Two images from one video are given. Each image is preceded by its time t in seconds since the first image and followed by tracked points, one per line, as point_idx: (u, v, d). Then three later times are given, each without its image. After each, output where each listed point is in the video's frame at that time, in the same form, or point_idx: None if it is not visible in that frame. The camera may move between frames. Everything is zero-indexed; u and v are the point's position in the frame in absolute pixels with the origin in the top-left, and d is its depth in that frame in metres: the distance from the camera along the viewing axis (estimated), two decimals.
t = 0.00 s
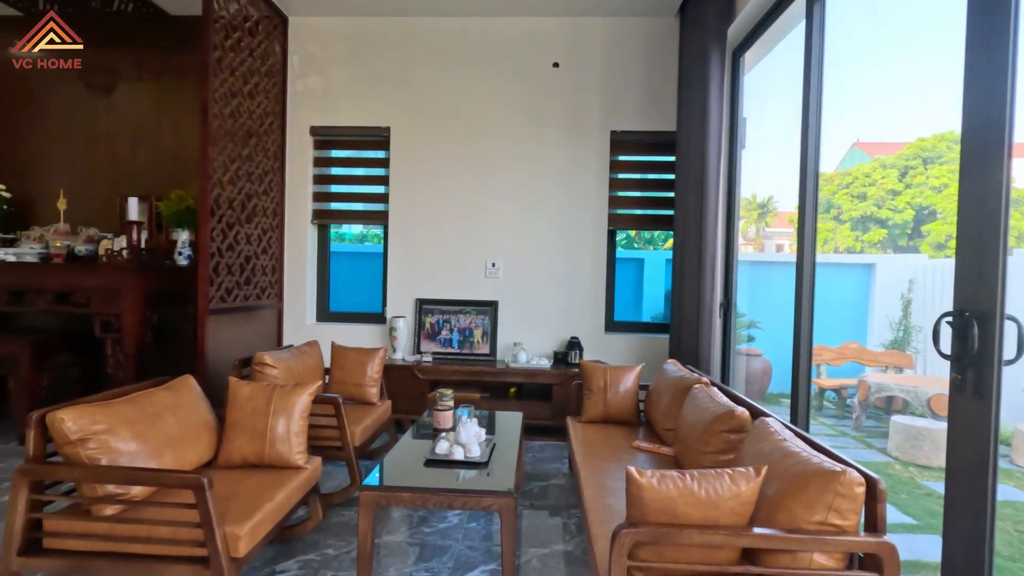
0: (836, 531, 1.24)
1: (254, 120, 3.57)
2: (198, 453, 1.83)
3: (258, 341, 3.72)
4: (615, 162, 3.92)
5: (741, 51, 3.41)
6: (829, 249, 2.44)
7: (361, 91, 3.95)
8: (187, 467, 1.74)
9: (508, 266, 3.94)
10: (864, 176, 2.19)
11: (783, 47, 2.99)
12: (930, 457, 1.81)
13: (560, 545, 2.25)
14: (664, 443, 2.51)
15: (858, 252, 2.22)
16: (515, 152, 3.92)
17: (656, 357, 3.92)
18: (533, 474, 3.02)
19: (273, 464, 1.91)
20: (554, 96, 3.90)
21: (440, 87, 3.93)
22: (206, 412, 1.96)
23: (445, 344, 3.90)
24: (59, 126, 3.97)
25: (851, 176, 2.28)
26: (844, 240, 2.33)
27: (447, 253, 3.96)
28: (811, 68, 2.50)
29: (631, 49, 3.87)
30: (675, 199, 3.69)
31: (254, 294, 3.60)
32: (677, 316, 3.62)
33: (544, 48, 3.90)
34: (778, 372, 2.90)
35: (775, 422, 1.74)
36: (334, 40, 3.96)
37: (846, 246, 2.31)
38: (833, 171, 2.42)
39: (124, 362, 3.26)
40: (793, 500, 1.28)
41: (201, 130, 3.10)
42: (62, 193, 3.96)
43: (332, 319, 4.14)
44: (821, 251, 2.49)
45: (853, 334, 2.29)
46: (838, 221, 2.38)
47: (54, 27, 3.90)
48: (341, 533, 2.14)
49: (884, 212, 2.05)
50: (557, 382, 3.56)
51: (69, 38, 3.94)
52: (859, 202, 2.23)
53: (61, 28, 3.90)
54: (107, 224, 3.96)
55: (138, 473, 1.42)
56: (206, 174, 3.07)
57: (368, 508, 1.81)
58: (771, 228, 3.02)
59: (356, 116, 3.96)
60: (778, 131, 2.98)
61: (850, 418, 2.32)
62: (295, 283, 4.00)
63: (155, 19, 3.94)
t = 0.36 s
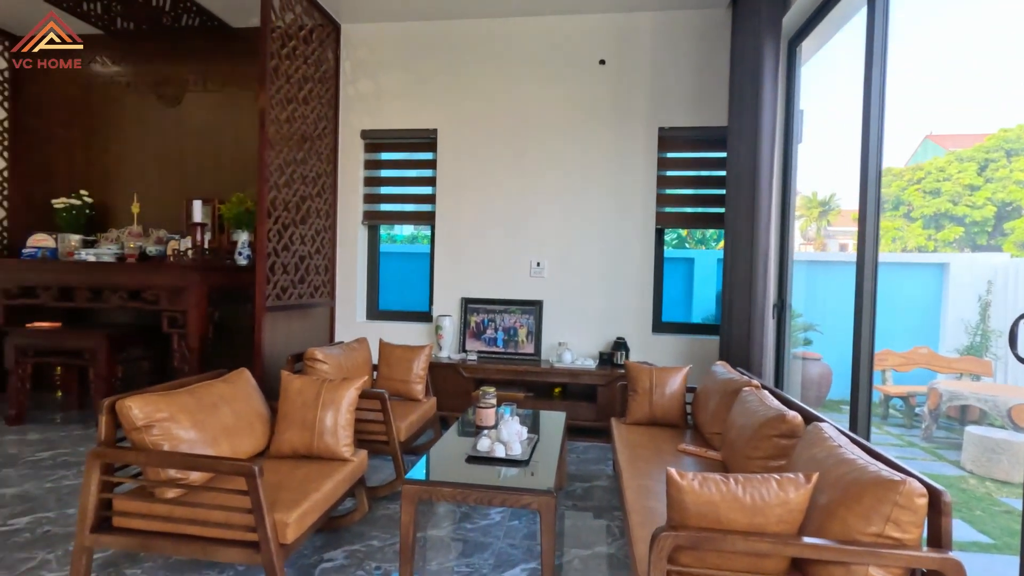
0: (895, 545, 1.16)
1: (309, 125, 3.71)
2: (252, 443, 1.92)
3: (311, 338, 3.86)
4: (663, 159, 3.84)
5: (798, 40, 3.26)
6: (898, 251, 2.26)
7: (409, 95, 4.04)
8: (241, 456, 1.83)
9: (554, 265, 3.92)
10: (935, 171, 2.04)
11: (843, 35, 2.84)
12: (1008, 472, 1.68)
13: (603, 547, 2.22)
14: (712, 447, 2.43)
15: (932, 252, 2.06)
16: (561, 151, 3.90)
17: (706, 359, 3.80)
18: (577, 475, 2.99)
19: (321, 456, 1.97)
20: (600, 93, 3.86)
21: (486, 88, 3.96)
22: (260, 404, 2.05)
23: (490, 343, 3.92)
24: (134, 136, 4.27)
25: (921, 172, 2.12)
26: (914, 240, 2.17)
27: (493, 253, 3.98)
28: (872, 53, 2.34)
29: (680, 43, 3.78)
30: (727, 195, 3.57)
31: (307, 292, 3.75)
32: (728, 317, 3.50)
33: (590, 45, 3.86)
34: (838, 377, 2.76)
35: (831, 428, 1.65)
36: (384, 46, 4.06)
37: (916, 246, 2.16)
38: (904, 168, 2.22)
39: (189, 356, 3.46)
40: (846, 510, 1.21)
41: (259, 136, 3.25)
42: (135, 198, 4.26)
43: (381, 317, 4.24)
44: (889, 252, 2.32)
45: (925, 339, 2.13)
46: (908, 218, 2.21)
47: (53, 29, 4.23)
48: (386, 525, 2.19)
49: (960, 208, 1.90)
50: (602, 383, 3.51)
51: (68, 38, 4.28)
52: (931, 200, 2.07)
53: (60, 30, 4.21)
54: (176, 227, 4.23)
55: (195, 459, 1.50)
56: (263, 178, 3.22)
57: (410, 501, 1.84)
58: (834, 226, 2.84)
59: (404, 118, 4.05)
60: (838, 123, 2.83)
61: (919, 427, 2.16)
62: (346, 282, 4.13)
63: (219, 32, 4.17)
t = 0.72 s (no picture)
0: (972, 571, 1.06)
1: (361, 129, 3.82)
2: (301, 437, 1.97)
3: (362, 337, 3.96)
4: (717, 156, 3.70)
5: (864, 27, 3.07)
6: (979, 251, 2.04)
7: (458, 97, 4.08)
8: (290, 449, 1.88)
9: (602, 266, 3.85)
10: None
11: (916, 18, 2.64)
12: None
13: (649, 557, 2.14)
14: (767, 457, 2.31)
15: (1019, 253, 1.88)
16: (609, 150, 3.83)
17: (762, 364, 3.63)
18: (624, 481, 2.92)
19: (366, 452, 2.00)
20: (650, 89, 3.76)
21: (534, 88, 3.94)
22: (310, 399, 2.10)
23: (537, 344, 3.89)
24: (200, 143, 4.53)
25: (1006, 164, 1.92)
26: (999, 238, 1.95)
27: (540, 254, 3.95)
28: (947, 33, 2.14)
29: (735, 35, 3.63)
30: (786, 193, 3.39)
31: (359, 292, 3.85)
32: (787, 321, 3.32)
33: (641, 41, 3.77)
34: (910, 387, 2.55)
35: (900, 441, 1.52)
36: (433, 50, 4.12)
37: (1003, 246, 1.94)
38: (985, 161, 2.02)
39: (248, 352, 3.62)
40: (916, 531, 1.11)
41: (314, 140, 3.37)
42: (201, 202, 4.51)
43: (429, 317, 4.30)
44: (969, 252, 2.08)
45: (1011, 348, 1.98)
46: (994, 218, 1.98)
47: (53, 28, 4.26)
48: (429, 524, 2.20)
49: None
50: (651, 387, 3.41)
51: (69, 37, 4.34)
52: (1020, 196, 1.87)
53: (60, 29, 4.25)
54: (238, 229, 4.44)
55: (245, 452, 1.55)
56: (317, 180, 3.33)
57: (451, 501, 1.84)
58: (906, 226, 2.64)
59: (453, 121, 4.09)
60: (910, 113, 2.63)
61: (1004, 445, 2.03)
62: (395, 282, 4.20)
63: (278, 42, 4.36)
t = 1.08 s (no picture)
0: None
1: (414, 132, 3.88)
2: (352, 435, 2.00)
3: (414, 337, 4.02)
4: (781, 152, 3.51)
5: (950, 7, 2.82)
6: None
7: (511, 98, 4.06)
8: (341, 448, 1.91)
9: (657, 268, 3.73)
10: None
11: None
12: None
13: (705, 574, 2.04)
14: (836, 474, 2.15)
15: None
16: (664, 148, 3.71)
17: (830, 373, 3.40)
18: (678, 491, 2.80)
19: (415, 453, 2.01)
20: (709, 84, 3.61)
21: (587, 87, 3.88)
22: (360, 398, 2.13)
23: (588, 347, 3.81)
24: (264, 149, 4.73)
25: None
26: None
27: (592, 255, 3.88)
28: None
29: (802, 22, 3.43)
30: (858, 189, 3.16)
31: (412, 293, 3.91)
32: (858, 326, 3.10)
33: (700, 34, 3.63)
34: (1003, 401, 2.31)
35: (994, 463, 1.36)
36: (486, 52, 4.13)
37: None
38: None
39: (306, 350, 3.75)
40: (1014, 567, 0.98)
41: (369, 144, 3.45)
42: (265, 206, 4.73)
43: (481, 319, 4.30)
44: None
45: None
46: None
47: (53, 27, 4.14)
48: (477, 527, 2.19)
49: None
50: (708, 395, 3.26)
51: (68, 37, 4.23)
52: None
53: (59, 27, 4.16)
54: (298, 231, 4.62)
55: (297, 449, 1.58)
56: (372, 183, 3.41)
57: (498, 506, 1.81)
58: (997, 224, 2.39)
59: (504, 122, 4.08)
60: (1003, 99, 2.37)
61: None
62: (447, 283, 4.24)
63: (337, 50, 4.50)
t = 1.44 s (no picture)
0: None
1: (469, 136, 3.90)
2: (402, 439, 2.01)
3: (466, 340, 4.03)
4: (857, 148, 3.26)
5: None
6: None
7: (566, 99, 4.00)
8: (391, 451, 1.92)
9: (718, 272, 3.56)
10: None
11: None
12: None
13: None
14: (921, 500, 1.95)
15: None
16: (726, 146, 3.54)
17: (912, 387, 3.12)
18: (740, 509, 2.64)
19: (464, 459, 1.98)
20: (776, 77, 3.42)
21: (645, 85, 3.76)
22: (412, 402, 2.14)
23: (644, 354, 3.69)
24: (326, 156, 4.90)
25: None
26: None
27: (648, 258, 3.76)
28: None
29: (882, 8, 3.18)
30: (946, 186, 2.89)
31: (465, 296, 3.93)
32: (946, 337, 2.82)
33: (766, 25, 3.45)
34: None
35: None
36: (541, 53, 4.10)
37: None
38: None
39: (363, 351, 3.84)
40: None
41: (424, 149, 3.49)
42: (326, 211, 4.89)
43: (533, 323, 4.25)
44: None
45: None
46: None
47: (53, 27, 3.97)
48: (526, 537, 2.14)
49: None
50: (774, 407, 3.07)
51: (69, 38, 4.06)
52: None
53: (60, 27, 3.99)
54: (358, 235, 4.75)
55: (348, 452, 1.59)
56: (427, 187, 3.45)
57: (548, 518, 1.76)
58: None
59: (559, 123, 4.02)
60: None
61: None
62: (500, 287, 4.22)
63: (395, 57, 4.60)
